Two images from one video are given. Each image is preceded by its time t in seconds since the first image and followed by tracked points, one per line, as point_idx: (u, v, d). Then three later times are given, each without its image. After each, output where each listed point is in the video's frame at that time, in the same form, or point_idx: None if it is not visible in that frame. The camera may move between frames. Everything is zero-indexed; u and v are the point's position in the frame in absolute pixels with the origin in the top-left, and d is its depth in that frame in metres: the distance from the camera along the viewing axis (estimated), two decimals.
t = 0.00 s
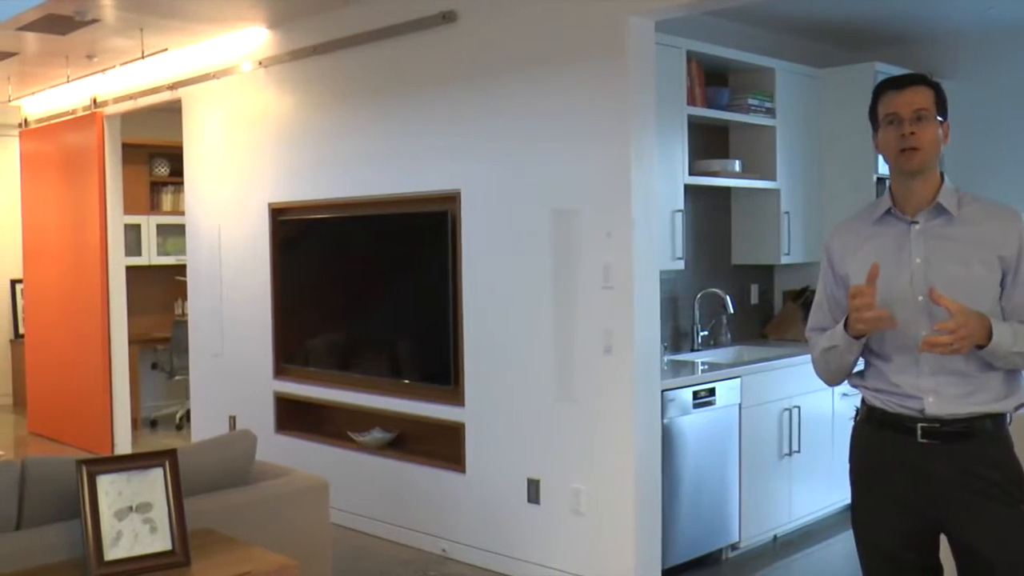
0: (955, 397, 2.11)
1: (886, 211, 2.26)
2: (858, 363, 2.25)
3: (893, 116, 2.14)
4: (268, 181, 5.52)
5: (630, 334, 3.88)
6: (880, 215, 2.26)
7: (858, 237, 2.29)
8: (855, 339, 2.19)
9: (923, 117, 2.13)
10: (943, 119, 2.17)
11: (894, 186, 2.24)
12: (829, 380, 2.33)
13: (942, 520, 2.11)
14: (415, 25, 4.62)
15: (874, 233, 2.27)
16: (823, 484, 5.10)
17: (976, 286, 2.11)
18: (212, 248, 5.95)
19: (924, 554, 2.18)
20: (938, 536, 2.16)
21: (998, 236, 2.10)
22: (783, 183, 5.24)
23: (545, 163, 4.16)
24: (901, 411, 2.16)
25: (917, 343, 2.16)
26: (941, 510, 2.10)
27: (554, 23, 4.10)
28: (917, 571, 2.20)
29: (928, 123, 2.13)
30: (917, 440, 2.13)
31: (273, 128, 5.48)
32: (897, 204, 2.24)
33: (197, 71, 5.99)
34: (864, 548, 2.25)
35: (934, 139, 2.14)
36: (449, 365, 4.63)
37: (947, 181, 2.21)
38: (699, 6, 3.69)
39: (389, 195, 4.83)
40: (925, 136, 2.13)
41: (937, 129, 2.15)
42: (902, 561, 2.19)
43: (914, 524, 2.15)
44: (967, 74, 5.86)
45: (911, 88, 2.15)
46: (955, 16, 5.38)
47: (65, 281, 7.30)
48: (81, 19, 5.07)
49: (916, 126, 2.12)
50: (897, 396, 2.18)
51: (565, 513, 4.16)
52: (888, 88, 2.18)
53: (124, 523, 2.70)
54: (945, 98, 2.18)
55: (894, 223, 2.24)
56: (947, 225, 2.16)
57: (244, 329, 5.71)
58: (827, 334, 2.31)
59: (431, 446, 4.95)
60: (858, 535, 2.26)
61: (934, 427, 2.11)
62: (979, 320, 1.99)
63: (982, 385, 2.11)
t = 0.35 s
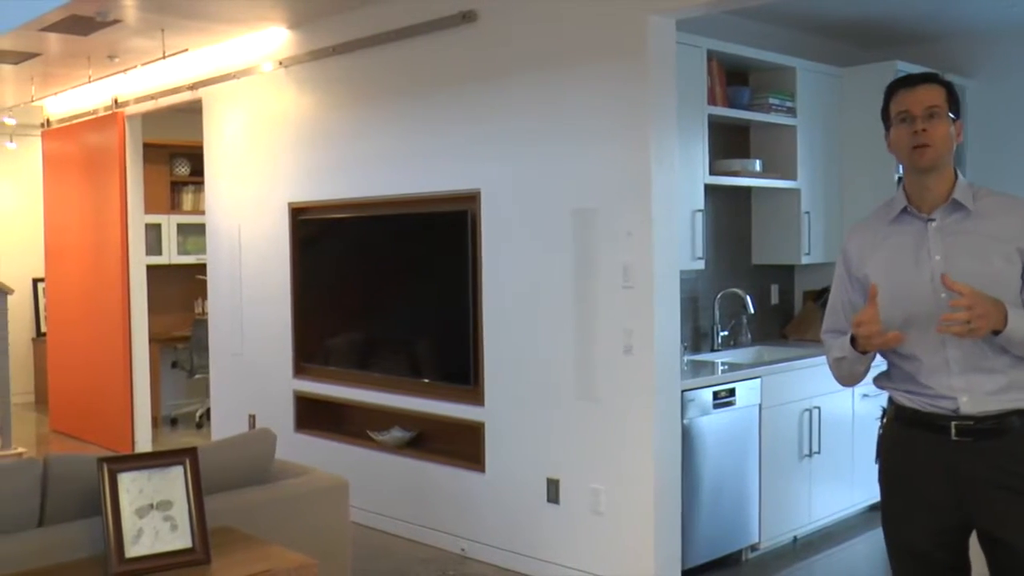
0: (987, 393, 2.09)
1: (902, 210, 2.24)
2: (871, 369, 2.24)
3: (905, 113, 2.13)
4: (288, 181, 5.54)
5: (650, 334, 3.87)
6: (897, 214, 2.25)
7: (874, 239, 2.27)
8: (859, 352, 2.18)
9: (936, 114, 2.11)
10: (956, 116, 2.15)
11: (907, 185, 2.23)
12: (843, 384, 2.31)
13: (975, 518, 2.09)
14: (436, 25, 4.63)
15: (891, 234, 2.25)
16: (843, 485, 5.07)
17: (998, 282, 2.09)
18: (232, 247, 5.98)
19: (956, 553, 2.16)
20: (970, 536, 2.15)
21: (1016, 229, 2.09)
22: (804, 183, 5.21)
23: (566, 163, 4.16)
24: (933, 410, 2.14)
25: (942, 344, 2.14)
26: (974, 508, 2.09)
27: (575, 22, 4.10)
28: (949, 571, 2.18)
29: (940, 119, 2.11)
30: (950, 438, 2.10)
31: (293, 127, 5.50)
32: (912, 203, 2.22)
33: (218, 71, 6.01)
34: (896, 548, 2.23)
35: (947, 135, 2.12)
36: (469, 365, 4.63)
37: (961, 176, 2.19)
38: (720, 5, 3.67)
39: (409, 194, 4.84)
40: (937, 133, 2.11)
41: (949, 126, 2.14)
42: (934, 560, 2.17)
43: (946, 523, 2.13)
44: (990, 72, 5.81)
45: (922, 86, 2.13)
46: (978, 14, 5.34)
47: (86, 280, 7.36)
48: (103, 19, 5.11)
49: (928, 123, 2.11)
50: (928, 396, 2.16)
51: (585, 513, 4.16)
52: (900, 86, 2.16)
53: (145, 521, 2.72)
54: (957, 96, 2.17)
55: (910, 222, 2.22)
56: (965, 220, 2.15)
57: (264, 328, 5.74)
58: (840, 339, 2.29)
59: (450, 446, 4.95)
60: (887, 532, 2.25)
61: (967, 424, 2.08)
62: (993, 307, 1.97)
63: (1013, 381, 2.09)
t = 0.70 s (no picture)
0: (1015, 389, 2.07)
1: (918, 213, 2.21)
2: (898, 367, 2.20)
3: (917, 117, 2.09)
4: (307, 180, 5.55)
5: (669, 333, 3.86)
6: (912, 217, 2.22)
7: (889, 241, 2.26)
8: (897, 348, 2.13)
9: (948, 115, 2.07)
10: (967, 115, 2.12)
11: (922, 187, 2.20)
12: (866, 384, 2.27)
13: (1005, 513, 2.07)
14: (455, 23, 4.62)
15: (907, 236, 2.23)
16: (863, 486, 5.04)
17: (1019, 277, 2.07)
18: (251, 247, 6.00)
19: (985, 552, 2.13)
20: (1000, 532, 2.12)
21: None
22: (824, 181, 5.18)
23: (585, 161, 4.15)
24: (961, 408, 2.11)
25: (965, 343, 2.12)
26: (1005, 502, 2.06)
27: (595, 20, 4.08)
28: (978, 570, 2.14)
29: (953, 120, 2.08)
30: (980, 434, 2.08)
31: (312, 126, 5.51)
32: (927, 204, 2.19)
33: (236, 71, 6.04)
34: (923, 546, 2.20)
35: (960, 136, 2.09)
36: (487, 364, 4.63)
37: (976, 174, 2.16)
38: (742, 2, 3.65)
39: (428, 193, 4.85)
40: (951, 134, 2.08)
41: (962, 125, 2.10)
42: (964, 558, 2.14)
43: (976, 518, 2.10)
44: (1013, 71, 5.75)
45: (932, 87, 2.09)
46: (1001, 11, 5.28)
47: (105, 278, 7.40)
48: (123, 19, 5.14)
49: (941, 125, 2.07)
50: (955, 395, 2.13)
51: (603, 512, 4.15)
52: (909, 88, 2.13)
53: (164, 518, 2.74)
54: (967, 94, 2.13)
55: (926, 224, 2.19)
56: (981, 220, 2.12)
57: (283, 326, 5.75)
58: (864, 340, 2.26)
59: (468, 445, 4.96)
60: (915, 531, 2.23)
61: (996, 420, 2.06)
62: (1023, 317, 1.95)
63: None
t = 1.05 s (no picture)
0: None
1: (946, 209, 2.18)
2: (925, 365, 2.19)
3: (950, 112, 2.08)
4: (326, 179, 5.57)
5: (688, 332, 3.85)
6: (940, 213, 2.19)
7: (919, 236, 2.22)
8: (920, 346, 2.13)
9: (982, 111, 2.06)
10: (1000, 111, 2.10)
11: (951, 183, 2.18)
12: (893, 380, 2.27)
13: None
14: (473, 23, 4.63)
15: (936, 231, 2.19)
16: (882, 487, 5.01)
17: None
18: (270, 246, 6.03)
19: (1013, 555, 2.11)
20: None
21: None
22: (843, 180, 5.16)
23: (603, 161, 4.15)
24: (992, 408, 2.10)
25: (995, 342, 2.09)
26: None
27: (613, 19, 4.08)
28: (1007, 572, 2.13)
29: (986, 116, 2.06)
30: (1012, 436, 2.07)
31: (330, 126, 5.53)
32: (955, 200, 2.17)
33: (255, 70, 6.06)
34: (950, 543, 2.21)
35: (992, 132, 2.08)
36: (505, 363, 4.64)
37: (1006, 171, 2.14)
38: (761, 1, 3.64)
39: (446, 192, 4.86)
40: (984, 130, 2.07)
41: (995, 121, 2.09)
42: (992, 558, 2.13)
43: (1005, 520, 2.09)
44: None
45: (965, 82, 2.07)
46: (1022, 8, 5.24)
47: (125, 277, 7.45)
48: (143, 19, 5.17)
49: (974, 121, 2.06)
50: (985, 395, 2.12)
51: (621, 512, 4.15)
52: (942, 82, 2.11)
53: (183, 516, 2.76)
54: (1000, 90, 2.11)
55: (955, 220, 2.16)
56: (1013, 217, 2.08)
57: (301, 325, 5.78)
58: (891, 336, 2.25)
59: (486, 443, 4.97)
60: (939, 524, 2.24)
61: None
62: None
63: None
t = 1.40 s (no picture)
0: None
1: (999, 205, 2.11)
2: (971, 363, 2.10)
3: (1009, 107, 2.01)
4: (345, 180, 5.59)
5: (707, 332, 3.85)
6: (993, 209, 2.12)
7: (968, 231, 2.15)
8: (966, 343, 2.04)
9: None
10: None
11: (1005, 179, 2.11)
12: (938, 380, 2.18)
13: None
14: (493, 24, 4.64)
15: (988, 226, 2.12)
16: (902, 488, 4.99)
17: None
18: (290, 246, 6.06)
19: None
20: None
21: None
22: (863, 180, 5.14)
23: (622, 161, 4.15)
24: None
25: None
26: None
27: (633, 19, 4.08)
28: None
29: None
30: None
31: (350, 126, 5.55)
32: (1010, 197, 2.10)
33: (275, 70, 6.09)
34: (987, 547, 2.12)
35: None
36: (525, 363, 4.65)
37: None
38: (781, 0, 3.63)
39: (465, 192, 4.86)
40: None
41: None
42: None
43: None
44: None
45: None
46: None
47: (145, 277, 7.51)
48: (163, 20, 5.20)
49: None
50: None
51: (640, 513, 4.14)
52: (1001, 77, 2.04)
53: (203, 514, 2.77)
54: None
55: (1007, 218, 2.10)
56: None
57: (320, 324, 5.80)
58: (938, 333, 2.16)
59: (505, 443, 4.97)
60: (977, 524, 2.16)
61: None
62: None
63: None
